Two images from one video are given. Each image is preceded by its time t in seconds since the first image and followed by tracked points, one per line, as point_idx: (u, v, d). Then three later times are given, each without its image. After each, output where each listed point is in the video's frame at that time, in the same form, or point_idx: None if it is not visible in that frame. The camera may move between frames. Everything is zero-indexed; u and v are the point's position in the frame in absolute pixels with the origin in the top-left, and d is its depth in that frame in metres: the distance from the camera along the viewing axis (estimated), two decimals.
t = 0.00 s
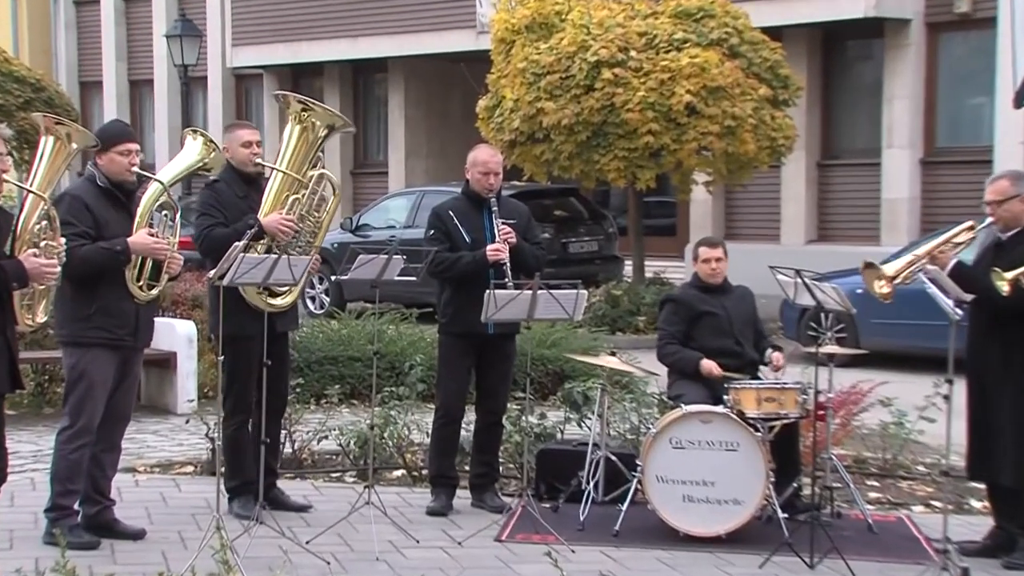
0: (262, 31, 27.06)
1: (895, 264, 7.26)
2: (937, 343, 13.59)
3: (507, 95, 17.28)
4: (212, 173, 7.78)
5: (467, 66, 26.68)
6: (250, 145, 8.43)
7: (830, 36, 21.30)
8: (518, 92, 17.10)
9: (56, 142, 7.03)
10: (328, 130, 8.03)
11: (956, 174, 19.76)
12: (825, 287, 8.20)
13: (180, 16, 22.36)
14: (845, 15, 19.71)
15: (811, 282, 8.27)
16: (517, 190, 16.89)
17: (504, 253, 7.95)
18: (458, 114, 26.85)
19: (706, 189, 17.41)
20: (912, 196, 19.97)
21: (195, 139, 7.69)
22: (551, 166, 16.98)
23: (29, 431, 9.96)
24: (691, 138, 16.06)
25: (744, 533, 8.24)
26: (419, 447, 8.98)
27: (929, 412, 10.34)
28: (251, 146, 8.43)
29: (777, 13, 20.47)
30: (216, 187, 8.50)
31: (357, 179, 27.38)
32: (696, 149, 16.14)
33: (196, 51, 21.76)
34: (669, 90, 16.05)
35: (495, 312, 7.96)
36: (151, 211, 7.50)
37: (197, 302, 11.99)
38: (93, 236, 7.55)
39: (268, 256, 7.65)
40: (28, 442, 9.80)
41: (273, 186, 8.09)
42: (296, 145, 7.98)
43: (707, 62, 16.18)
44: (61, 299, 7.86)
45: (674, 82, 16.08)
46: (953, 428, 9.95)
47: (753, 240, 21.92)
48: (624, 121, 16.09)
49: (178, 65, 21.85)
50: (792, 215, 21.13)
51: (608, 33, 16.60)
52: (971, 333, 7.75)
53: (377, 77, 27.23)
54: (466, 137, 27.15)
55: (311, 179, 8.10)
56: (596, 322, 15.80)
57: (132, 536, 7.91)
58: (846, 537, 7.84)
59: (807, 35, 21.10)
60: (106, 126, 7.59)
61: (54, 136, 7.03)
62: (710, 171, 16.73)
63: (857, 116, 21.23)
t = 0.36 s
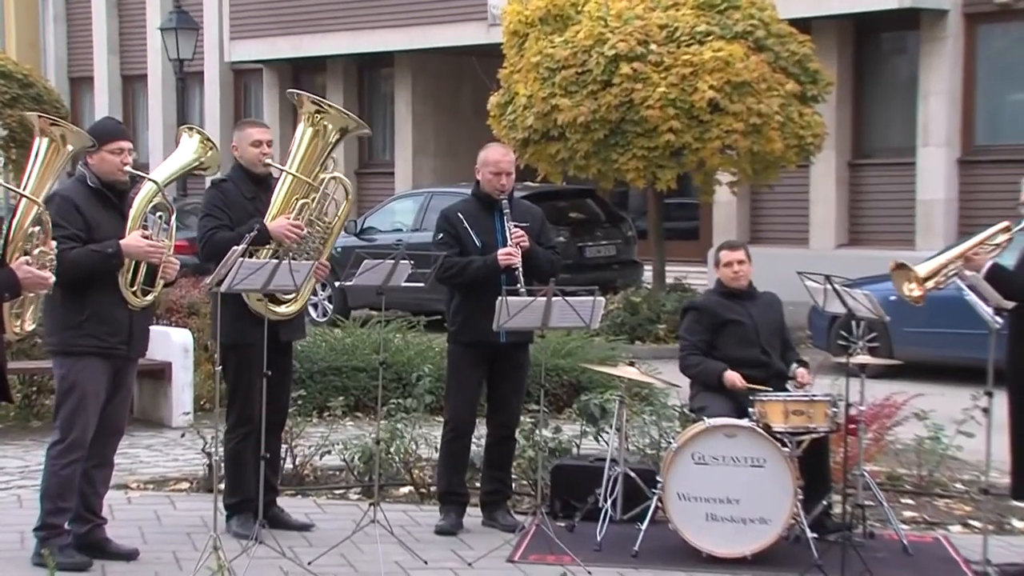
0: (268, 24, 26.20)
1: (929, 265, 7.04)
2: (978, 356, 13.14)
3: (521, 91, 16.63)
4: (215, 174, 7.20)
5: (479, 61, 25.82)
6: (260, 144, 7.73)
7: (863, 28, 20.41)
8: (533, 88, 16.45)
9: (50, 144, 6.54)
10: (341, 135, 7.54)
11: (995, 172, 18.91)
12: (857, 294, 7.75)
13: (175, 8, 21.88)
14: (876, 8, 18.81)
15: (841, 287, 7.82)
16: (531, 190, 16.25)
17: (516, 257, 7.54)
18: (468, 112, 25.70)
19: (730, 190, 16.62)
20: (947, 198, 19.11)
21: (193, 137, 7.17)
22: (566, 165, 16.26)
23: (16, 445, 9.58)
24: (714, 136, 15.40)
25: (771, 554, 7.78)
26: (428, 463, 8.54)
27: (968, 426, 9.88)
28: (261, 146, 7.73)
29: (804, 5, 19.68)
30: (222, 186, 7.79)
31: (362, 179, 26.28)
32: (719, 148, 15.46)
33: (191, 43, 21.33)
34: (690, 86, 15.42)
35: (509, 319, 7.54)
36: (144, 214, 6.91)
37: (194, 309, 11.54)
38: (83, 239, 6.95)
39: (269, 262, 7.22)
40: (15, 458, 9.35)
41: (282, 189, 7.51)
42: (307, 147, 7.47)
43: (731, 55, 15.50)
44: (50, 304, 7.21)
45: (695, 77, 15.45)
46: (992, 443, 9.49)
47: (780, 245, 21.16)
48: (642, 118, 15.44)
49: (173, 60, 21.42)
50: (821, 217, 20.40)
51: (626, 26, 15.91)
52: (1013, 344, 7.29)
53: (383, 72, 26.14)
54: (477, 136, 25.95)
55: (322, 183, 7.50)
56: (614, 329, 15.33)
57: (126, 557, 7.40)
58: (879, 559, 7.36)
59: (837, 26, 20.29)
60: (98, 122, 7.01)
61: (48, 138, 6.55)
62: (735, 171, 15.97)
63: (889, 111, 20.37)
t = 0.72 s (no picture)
0: (264, 17, 24.95)
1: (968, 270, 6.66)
2: (1016, 367, 12.73)
3: (534, 86, 15.76)
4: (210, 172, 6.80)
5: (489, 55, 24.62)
6: (263, 143, 7.28)
7: (897, 19, 19.66)
8: (547, 84, 15.58)
9: (43, 143, 6.07)
10: (345, 134, 7.07)
11: None
12: (890, 300, 7.32)
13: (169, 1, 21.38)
14: None
15: (873, 293, 7.39)
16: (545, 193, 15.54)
17: (529, 263, 7.14)
18: (478, 109, 24.74)
19: (755, 191, 15.76)
20: (986, 199, 18.29)
21: (183, 133, 6.72)
22: (581, 164, 15.41)
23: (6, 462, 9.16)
24: (737, 134, 14.61)
25: None
26: (435, 479, 8.12)
27: (1006, 441, 9.47)
28: (263, 144, 7.28)
29: None
30: (223, 186, 7.37)
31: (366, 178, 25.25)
32: (743, 146, 14.66)
33: (186, 35, 20.76)
34: (712, 81, 14.61)
35: (520, 327, 7.15)
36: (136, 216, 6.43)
37: (190, 315, 11.04)
38: (72, 243, 6.43)
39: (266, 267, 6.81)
40: (1, 474, 8.88)
41: (283, 189, 7.09)
42: (309, 146, 7.03)
43: (756, 49, 14.69)
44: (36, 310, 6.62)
45: (718, 71, 14.62)
46: None
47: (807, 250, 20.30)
48: (661, 115, 14.62)
49: (167, 54, 20.85)
50: (851, 220, 19.57)
51: (645, 17, 15.07)
52: None
53: (388, 67, 24.98)
54: (488, 135, 24.89)
55: (325, 183, 7.06)
56: (631, 337, 14.87)
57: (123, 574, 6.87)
58: None
59: (870, 18, 19.38)
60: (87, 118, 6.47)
61: (41, 136, 6.07)
62: (759, 171, 15.10)
63: (923, 109, 19.62)
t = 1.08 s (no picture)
0: (263, 13, 23.96)
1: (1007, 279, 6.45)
2: None
3: (548, 86, 14.98)
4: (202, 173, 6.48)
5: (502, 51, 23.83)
6: (264, 146, 6.90)
7: (931, 12, 18.87)
8: (562, 84, 14.77)
9: (39, 144, 5.72)
10: (347, 135, 6.75)
11: None
12: (924, 311, 6.96)
13: None
14: None
15: (907, 304, 7.02)
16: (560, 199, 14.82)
17: (543, 275, 6.83)
18: (489, 109, 23.75)
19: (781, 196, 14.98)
20: None
21: (174, 133, 6.40)
22: (598, 168, 14.63)
23: None
24: (763, 134, 13.87)
25: None
26: (445, 499, 7.74)
27: None
28: (265, 147, 6.90)
29: None
30: (222, 191, 7.01)
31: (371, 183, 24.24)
32: (769, 148, 13.92)
33: (184, 31, 20.27)
34: (737, 79, 13.89)
35: (534, 339, 6.82)
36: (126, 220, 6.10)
37: (187, 326, 10.57)
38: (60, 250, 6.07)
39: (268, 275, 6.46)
40: None
41: (283, 192, 6.74)
42: (310, 147, 6.71)
43: (783, 46, 13.98)
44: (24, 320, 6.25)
45: (743, 69, 13.92)
46: None
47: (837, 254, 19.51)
48: (683, 115, 13.88)
49: (165, 51, 20.32)
50: (883, 225, 18.78)
51: (665, 13, 14.34)
52: None
53: (396, 64, 23.99)
54: (500, 136, 23.89)
55: (326, 185, 6.71)
56: (650, 348, 14.31)
57: None
58: None
59: (903, 14, 18.61)
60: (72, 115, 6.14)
61: (37, 136, 5.71)
62: (786, 175, 14.31)
63: (960, 111, 18.86)
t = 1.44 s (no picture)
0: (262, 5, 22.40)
1: None
2: None
3: (563, 81, 13.96)
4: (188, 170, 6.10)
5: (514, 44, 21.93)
6: (263, 145, 6.51)
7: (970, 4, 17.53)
8: (578, 77, 13.78)
9: (37, 145, 5.41)
10: (348, 134, 6.36)
11: None
12: (962, 320, 6.55)
13: None
14: None
15: (945, 313, 6.61)
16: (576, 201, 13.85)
17: (558, 281, 6.47)
18: (500, 106, 22.14)
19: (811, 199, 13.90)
20: None
21: (156, 129, 6.00)
22: (617, 169, 13.66)
23: None
24: (791, 133, 12.92)
25: None
26: (454, 518, 7.33)
27: None
28: (263, 147, 6.50)
29: None
30: (219, 193, 6.62)
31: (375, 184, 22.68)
32: (798, 147, 12.96)
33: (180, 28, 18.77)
34: (763, 74, 12.95)
35: (549, 349, 6.49)
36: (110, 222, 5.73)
37: (179, 335, 10.00)
38: (41, 256, 5.73)
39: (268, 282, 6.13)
40: None
41: (280, 194, 6.35)
42: (309, 146, 6.31)
43: (812, 38, 13.01)
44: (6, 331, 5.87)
45: (770, 64, 12.97)
46: None
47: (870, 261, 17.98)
48: (707, 112, 12.97)
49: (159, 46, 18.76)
50: (918, 231, 17.43)
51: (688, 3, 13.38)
52: None
53: (402, 57, 22.53)
54: (514, 136, 22.28)
55: (325, 186, 6.32)
56: (673, 358, 13.41)
57: None
58: None
59: (941, 7, 17.29)
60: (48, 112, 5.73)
61: (34, 138, 5.41)
62: (816, 175, 13.30)
63: (1000, 109, 17.51)
